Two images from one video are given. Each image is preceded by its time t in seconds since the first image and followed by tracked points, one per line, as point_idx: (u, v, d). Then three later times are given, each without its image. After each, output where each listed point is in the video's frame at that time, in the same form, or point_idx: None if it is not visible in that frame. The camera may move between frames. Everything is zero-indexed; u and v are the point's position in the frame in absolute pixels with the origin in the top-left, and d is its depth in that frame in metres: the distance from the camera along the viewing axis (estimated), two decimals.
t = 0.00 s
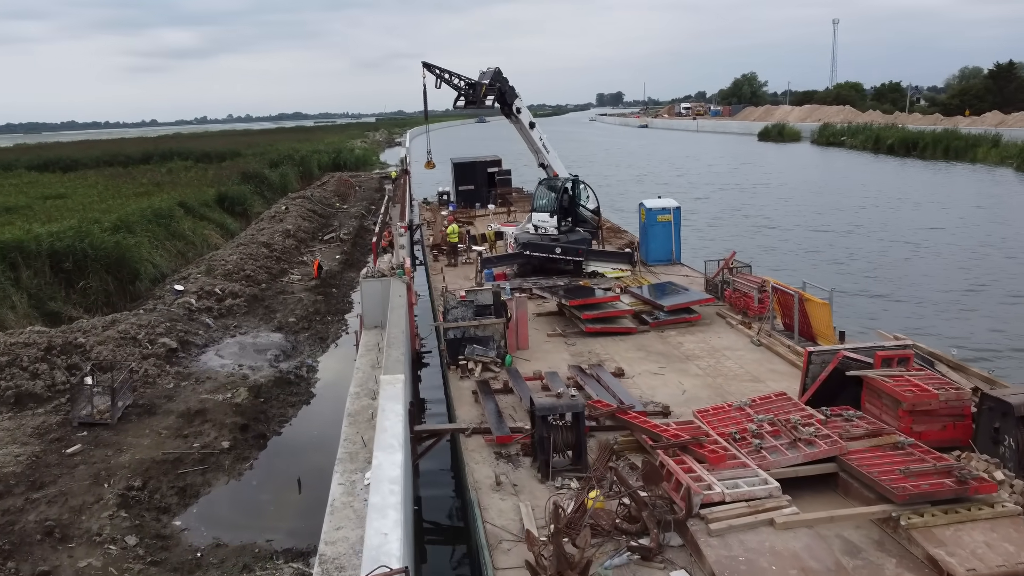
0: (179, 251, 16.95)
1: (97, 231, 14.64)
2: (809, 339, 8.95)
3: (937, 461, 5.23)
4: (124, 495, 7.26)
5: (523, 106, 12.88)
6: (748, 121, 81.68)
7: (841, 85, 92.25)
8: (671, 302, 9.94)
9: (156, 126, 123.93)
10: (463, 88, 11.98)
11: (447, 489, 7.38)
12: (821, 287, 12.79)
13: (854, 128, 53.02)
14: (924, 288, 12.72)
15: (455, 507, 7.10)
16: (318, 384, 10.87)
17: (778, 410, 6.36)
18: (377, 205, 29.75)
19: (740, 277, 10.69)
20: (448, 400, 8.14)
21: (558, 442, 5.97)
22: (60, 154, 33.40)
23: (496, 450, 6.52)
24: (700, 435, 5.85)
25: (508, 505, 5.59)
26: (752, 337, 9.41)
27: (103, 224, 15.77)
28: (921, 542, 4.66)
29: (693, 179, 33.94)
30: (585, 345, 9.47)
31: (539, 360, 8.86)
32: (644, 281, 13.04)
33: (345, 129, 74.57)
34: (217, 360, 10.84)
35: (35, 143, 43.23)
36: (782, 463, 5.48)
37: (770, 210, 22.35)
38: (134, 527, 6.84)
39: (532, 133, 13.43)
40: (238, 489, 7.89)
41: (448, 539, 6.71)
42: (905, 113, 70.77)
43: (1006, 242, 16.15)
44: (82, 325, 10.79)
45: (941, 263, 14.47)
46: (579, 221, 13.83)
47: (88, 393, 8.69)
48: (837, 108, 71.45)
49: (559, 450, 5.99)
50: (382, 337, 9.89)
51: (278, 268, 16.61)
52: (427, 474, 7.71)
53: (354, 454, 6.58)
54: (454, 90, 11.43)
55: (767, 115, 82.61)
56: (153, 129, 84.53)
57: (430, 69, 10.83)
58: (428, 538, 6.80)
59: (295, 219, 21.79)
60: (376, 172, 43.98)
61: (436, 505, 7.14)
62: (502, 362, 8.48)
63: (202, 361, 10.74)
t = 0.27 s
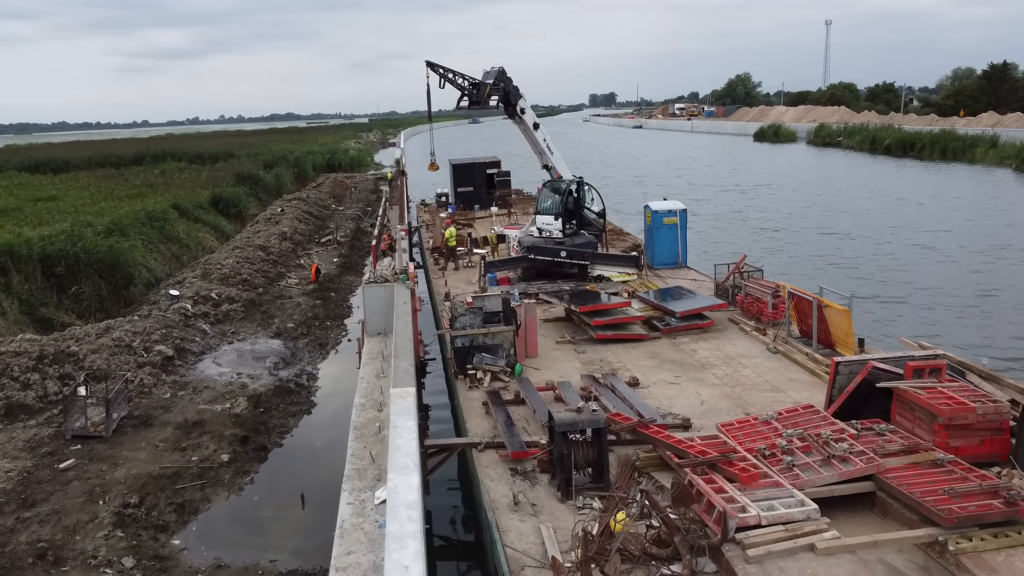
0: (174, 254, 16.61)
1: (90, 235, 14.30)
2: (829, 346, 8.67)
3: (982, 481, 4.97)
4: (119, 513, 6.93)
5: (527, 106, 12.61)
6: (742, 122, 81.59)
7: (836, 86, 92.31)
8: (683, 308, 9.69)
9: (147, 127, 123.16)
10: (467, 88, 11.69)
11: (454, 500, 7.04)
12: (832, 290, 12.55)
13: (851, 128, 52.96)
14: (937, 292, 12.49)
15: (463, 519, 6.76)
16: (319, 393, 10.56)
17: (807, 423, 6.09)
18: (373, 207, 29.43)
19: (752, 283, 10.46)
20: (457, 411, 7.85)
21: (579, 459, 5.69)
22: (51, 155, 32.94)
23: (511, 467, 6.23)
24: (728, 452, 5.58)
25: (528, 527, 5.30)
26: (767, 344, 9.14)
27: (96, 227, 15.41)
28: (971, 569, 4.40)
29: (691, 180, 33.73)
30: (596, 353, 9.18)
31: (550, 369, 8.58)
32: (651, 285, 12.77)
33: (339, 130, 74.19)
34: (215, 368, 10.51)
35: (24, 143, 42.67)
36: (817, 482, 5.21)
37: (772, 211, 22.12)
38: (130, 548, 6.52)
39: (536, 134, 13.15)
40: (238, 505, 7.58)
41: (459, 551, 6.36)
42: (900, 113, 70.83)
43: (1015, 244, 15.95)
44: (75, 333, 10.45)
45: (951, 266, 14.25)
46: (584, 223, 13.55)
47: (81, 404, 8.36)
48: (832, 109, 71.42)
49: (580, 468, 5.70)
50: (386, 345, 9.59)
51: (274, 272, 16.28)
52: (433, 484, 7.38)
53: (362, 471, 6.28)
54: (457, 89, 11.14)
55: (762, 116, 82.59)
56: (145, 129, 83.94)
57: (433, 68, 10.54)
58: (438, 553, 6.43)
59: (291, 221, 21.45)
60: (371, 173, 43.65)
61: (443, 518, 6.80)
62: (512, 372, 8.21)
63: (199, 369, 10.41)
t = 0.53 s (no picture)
0: (168, 258, 16.26)
1: (83, 239, 13.95)
2: (849, 354, 8.41)
3: None
4: (115, 534, 6.62)
5: (532, 106, 12.32)
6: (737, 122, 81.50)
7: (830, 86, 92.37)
8: (696, 314, 9.44)
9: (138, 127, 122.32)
10: (471, 88, 11.42)
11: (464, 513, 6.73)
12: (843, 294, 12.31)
13: (847, 129, 52.90)
14: (949, 296, 12.27)
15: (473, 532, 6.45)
16: (320, 402, 10.25)
17: (838, 438, 5.82)
18: (370, 209, 29.10)
19: (765, 287, 10.22)
20: (467, 423, 7.56)
21: (601, 478, 5.40)
22: (41, 156, 32.48)
23: (528, 484, 5.96)
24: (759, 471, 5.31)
25: (551, 551, 5.02)
26: (784, 351, 8.88)
27: (89, 231, 15.06)
28: None
29: (690, 182, 33.50)
30: (608, 361, 8.90)
31: (562, 379, 8.30)
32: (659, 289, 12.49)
33: (332, 130, 73.75)
34: (213, 377, 10.19)
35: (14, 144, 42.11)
36: (857, 503, 4.95)
37: (774, 213, 21.90)
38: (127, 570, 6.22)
39: (540, 135, 12.88)
40: (240, 522, 7.28)
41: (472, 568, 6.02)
42: (895, 114, 70.87)
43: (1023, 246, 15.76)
44: (68, 341, 10.12)
45: (961, 269, 14.04)
46: (589, 226, 13.27)
47: (75, 416, 8.02)
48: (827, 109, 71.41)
49: (603, 488, 5.42)
50: (391, 355, 9.31)
51: (272, 275, 15.96)
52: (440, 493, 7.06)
53: (372, 490, 5.99)
54: (462, 89, 10.86)
55: (756, 117, 82.54)
56: (137, 130, 83.34)
57: (438, 68, 10.26)
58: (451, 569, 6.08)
59: (288, 223, 21.12)
60: (366, 174, 43.31)
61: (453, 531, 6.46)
62: (523, 382, 7.96)
63: (197, 378, 10.09)
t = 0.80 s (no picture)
0: (163, 263, 15.90)
1: (74, 243, 13.59)
2: (870, 362, 8.16)
3: None
4: (110, 557, 6.29)
5: (538, 107, 12.05)
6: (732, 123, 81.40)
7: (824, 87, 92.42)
8: (710, 320, 9.18)
9: (130, 127, 121.66)
10: (475, 88, 11.15)
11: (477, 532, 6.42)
12: (855, 299, 12.09)
13: (843, 130, 52.80)
14: (963, 300, 12.05)
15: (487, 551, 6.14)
16: (322, 411, 9.95)
17: (872, 454, 5.56)
18: (366, 211, 28.77)
19: (778, 292, 9.99)
20: (479, 435, 7.29)
21: (628, 498, 5.13)
22: (31, 158, 32.02)
23: (548, 503, 5.68)
24: (795, 490, 5.05)
25: None
26: (802, 359, 8.63)
27: (82, 235, 14.71)
28: None
29: (688, 183, 33.28)
30: (621, 370, 8.62)
31: (575, 389, 8.02)
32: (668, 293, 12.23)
33: (325, 131, 73.30)
34: (212, 385, 9.88)
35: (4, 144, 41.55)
36: (900, 525, 4.70)
37: (776, 215, 21.67)
38: None
39: (545, 136, 12.61)
40: (244, 539, 6.99)
41: None
42: (890, 115, 70.87)
43: None
44: (61, 350, 9.79)
45: (972, 272, 13.83)
46: (595, 229, 12.99)
47: (69, 429, 7.69)
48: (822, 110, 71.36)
49: (629, 508, 5.15)
50: (396, 363, 9.01)
51: (269, 279, 15.62)
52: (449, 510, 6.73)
53: (384, 509, 5.69)
54: (467, 89, 10.59)
55: (751, 117, 82.45)
56: (129, 131, 82.72)
57: (443, 67, 9.98)
58: None
59: (284, 226, 20.77)
60: (361, 175, 42.95)
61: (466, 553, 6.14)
62: (535, 393, 7.69)
63: (195, 387, 9.77)
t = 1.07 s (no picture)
0: (157, 266, 15.56)
1: (66, 247, 13.25)
2: (893, 370, 7.91)
3: None
4: None
5: (544, 108, 11.79)
6: (727, 124, 81.37)
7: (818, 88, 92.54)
8: (725, 327, 8.92)
9: (121, 128, 120.88)
10: (481, 88, 10.88)
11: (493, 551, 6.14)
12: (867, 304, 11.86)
13: (839, 130, 52.75)
14: (977, 305, 11.83)
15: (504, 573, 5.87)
16: (325, 421, 9.66)
17: (909, 471, 5.32)
18: (362, 212, 28.46)
19: (792, 297, 9.76)
20: (491, 449, 7.01)
21: (659, 520, 4.85)
22: (22, 158, 31.58)
23: (570, 523, 5.41)
24: (834, 511, 4.79)
25: None
26: (821, 367, 8.38)
27: (74, 238, 14.37)
28: None
29: (685, 184, 33.08)
30: (635, 379, 8.35)
31: (589, 399, 7.75)
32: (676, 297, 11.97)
33: (319, 131, 72.92)
34: (210, 394, 9.57)
35: None
36: (950, 549, 4.44)
37: (777, 217, 21.45)
38: None
39: (550, 137, 12.35)
40: (247, 559, 6.69)
41: None
42: (885, 116, 70.94)
43: None
44: (54, 359, 9.47)
45: (982, 275, 13.63)
46: (601, 232, 12.72)
47: (63, 442, 7.38)
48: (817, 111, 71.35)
49: (660, 531, 4.87)
50: (402, 373, 8.73)
51: (266, 283, 15.31)
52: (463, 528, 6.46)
53: (398, 531, 5.41)
54: (472, 89, 10.32)
55: (746, 118, 82.42)
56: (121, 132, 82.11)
57: (448, 67, 9.71)
58: None
59: (280, 228, 20.46)
60: (355, 176, 42.63)
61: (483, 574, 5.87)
62: (548, 403, 7.42)
63: (194, 397, 9.46)
